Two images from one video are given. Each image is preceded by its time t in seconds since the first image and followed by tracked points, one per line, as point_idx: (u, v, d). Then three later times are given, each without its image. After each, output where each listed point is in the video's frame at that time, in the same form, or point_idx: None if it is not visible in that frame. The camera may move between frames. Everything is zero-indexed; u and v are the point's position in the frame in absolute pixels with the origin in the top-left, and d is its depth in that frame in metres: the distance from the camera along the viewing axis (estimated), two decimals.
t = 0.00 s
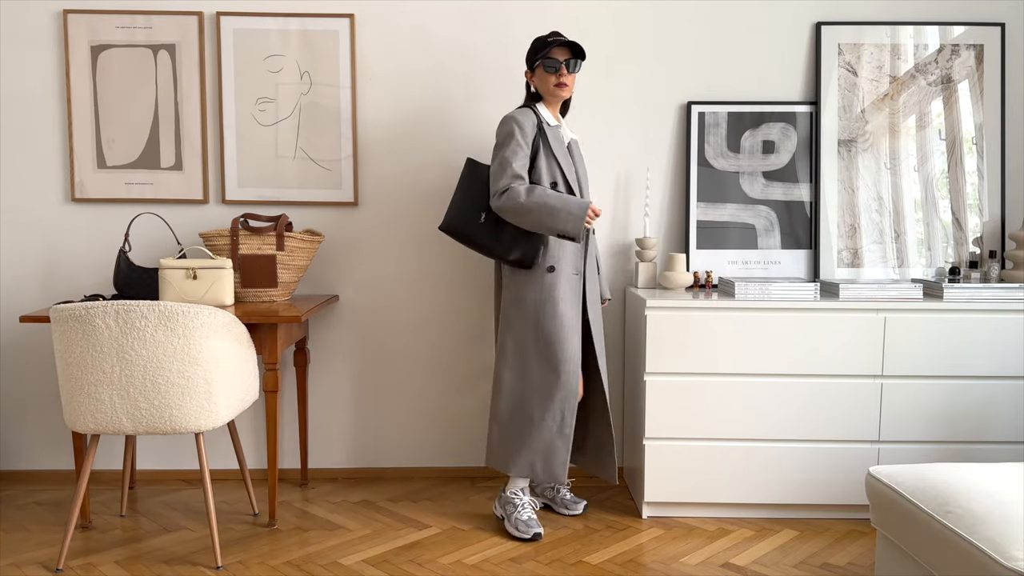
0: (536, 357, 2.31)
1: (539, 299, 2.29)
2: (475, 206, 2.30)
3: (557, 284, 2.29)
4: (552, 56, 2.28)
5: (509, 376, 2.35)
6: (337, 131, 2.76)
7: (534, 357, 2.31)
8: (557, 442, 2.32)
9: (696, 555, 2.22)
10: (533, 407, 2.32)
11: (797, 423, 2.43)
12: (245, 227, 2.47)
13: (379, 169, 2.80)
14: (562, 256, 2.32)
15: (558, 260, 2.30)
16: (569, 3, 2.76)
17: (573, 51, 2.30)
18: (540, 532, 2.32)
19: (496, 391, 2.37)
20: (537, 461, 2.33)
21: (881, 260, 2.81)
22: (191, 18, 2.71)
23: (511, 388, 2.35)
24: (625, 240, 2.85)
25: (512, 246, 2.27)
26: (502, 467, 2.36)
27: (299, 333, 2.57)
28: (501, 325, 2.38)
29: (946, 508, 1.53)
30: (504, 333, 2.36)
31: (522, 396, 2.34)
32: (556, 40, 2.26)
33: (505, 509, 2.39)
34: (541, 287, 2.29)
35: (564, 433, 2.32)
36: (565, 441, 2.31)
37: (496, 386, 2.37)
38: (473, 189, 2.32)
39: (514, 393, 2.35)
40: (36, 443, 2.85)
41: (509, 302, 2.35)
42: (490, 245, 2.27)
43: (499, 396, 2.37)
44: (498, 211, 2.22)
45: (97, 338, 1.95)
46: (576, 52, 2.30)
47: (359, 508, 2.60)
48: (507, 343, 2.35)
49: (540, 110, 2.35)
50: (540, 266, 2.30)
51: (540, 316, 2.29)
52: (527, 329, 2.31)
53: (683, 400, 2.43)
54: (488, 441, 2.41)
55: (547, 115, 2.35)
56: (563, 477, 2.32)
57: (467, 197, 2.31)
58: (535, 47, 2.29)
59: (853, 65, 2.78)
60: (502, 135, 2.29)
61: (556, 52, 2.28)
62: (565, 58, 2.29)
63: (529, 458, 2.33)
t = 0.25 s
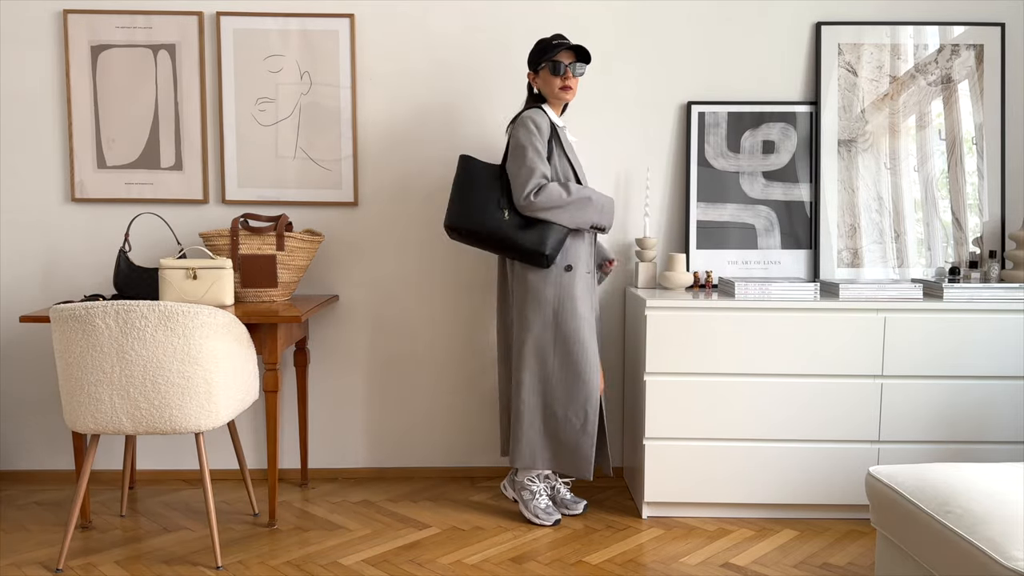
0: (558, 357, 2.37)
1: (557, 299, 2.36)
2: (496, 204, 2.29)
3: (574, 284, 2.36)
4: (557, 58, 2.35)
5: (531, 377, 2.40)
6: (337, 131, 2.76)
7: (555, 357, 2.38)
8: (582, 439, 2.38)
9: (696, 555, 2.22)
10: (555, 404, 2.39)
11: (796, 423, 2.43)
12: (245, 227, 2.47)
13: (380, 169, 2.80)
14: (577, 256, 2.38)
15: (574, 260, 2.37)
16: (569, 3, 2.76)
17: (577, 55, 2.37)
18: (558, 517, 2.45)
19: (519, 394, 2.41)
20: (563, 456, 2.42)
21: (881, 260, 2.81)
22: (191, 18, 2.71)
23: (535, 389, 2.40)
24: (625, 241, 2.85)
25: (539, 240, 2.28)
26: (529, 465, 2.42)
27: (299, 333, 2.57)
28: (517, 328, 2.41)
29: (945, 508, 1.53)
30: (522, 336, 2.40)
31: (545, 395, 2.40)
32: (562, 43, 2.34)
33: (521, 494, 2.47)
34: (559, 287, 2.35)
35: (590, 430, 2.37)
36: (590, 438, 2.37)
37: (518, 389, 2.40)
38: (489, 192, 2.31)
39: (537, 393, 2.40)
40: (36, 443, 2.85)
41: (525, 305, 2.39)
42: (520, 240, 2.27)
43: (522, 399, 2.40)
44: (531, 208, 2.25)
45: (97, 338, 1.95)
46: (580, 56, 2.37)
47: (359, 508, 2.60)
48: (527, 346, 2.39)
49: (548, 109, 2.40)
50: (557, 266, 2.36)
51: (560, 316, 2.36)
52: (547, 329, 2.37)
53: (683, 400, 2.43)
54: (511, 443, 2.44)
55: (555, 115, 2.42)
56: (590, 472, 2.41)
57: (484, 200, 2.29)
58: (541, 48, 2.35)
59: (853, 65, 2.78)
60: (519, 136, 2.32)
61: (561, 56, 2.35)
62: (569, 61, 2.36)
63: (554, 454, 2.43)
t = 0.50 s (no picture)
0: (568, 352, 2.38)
1: (568, 296, 2.37)
2: (515, 203, 2.29)
3: (584, 282, 2.38)
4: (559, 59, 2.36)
5: (542, 373, 2.39)
6: (338, 131, 2.76)
7: (566, 353, 2.38)
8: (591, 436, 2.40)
9: (696, 555, 2.22)
10: (566, 401, 2.40)
11: (796, 423, 2.43)
12: (245, 227, 2.47)
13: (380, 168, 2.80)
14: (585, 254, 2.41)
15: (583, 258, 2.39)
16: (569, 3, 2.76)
17: (579, 56, 2.39)
18: (558, 517, 2.45)
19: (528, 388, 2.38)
20: (572, 453, 2.43)
21: (880, 260, 2.81)
22: (191, 18, 2.71)
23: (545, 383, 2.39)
24: (625, 241, 2.85)
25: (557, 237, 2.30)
26: (539, 466, 2.39)
27: (298, 333, 2.57)
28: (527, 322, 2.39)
29: (945, 508, 1.53)
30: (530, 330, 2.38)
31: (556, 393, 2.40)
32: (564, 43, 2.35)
33: (522, 493, 2.47)
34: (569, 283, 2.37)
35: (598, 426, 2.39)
36: (601, 434, 2.39)
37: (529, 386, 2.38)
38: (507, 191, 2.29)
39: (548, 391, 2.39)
40: (36, 443, 2.85)
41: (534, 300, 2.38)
42: (542, 238, 2.27)
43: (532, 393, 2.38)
44: (552, 206, 2.28)
45: (97, 338, 1.95)
46: (581, 57, 2.39)
47: (359, 508, 2.60)
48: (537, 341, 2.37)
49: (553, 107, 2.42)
50: (568, 265, 2.37)
51: (571, 313, 2.37)
52: (558, 326, 2.37)
53: (683, 400, 2.43)
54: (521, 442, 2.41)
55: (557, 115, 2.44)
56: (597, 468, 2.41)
57: (504, 199, 2.28)
58: (543, 49, 2.36)
59: (853, 65, 2.78)
60: (533, 136, 2.32)
61: (563, 56, 2.36)
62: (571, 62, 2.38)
63: (564, 451, 2.43)
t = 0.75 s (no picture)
0: (567, 354, 2.38)
1: (569, 297, 2.37)
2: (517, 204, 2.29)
3: (584, 283, 2.38)
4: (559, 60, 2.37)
5: (542, 374, 2.38)
6: (338, 131, 2.76)
7: (565, 354, 2.38)
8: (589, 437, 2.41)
9: (696, 555, 2.22)
10: (565, 402, 2.40)
11: (796, 423, 2.44)
12: (245, 227, 2.47)
13: (380, 168, 2.80)
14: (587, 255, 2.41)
15: (583, 259, 2.39)
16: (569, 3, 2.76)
17: (578, 57, 2.41)
18: (559, 517, 2.45)
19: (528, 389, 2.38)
20: (570, 454, 2.43)
21: (880, 260, 2.81)
22: (191, 18, 2.71)
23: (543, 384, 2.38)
24: (625, 241, 2.85)
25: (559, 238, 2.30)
26: (538, 469, 2.39)
27: (298, 333, 2.57)
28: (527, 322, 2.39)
29: (945, 508, 1.53)
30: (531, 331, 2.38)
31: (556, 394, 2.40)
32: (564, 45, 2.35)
33: (523, 492, 2.46)
34: (569, 284, 2.37)
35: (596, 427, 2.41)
36: (598, 433, 2.41)
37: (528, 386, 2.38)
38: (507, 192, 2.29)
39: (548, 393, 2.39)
40: (36, 443, 2.85)
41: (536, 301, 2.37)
42: (542, 239, 2.27)
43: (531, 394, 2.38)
44: (553, 207, 2.27)
45: (97, 338, 1.95)
46: (580, 58, 2.41)
47: (359, 508, 2.60)
48: (536, 342, 2.37)
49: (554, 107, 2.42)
50: (568, 266, 2.37)
51: (571, 314, 2.37)
52: (558, 327, 2.37)
53: (683, 400, 2.43)
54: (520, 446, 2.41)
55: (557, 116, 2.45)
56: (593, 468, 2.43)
57: (504, 200, 2.27)
58: (543, 51, 2.35)
59: (853, 65, 2.78)
60: (535, 137, 2.31)
61: (563, 57, 2.37)
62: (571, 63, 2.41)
63: (561, 452, 2.43)
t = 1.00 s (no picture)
0: (561, 355, 2.37)
1: (563, 298, 2.36)
2: (509, 205, 2.29)
3: (580, 284, 2.38)
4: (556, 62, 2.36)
5: (535, 376, 2.37)
6: (338, 131, 2.76)
7: (560, 356, 2.37)
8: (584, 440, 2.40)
9: (696, 555, 2.22)
10: (558, 405, 2.38)
11: (796, 423, 2.43)
12: (245, 227, 2.48)
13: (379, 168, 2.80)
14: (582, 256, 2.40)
15: (578, 260, 2.38)
16: (569, 3, 2.76)
17: (575, 58, 2.39)
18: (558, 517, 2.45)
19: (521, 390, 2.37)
20: (563, 458, 2.40)
21: (880, 260, 2.81)
22: (192, 18, 2.71)
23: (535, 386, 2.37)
24: (625, 241, 2.85)
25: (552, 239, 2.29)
26: (530, 471, 2.38)
27: (298, 333, 2.57)
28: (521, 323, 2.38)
29: (945, 508, 1.53)
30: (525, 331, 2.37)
31: (550, 396, 2.38)
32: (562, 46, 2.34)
33: (517, 493, 2.45)
34: (563, 284, 2.36)
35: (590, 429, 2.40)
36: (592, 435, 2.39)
37: (521, 388, 2.37)
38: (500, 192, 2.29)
39: (542, 395, 2.37)
40: (36, 443, 2.85)
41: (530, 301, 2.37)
42: (533, 240, 2.27)
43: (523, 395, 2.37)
44: (546, 208, 2.27)
45: (97, 338, 1.95)
46: (578, 60, 2.41)
47: (359, 508, 2.60)
48: (529, 343, 2.36)
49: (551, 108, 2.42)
50: (562, 267, 2.36)
51: (566, 315, 2.36)
52: (552, 328, 2.36)
53: (683, 400, 2.43)
54: (513, 448, 2.39)
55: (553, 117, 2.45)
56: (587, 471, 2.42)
57: (495, 201, 2.27)
58: (540, 51, 2.34)
59: (853, 65, 2.78)
60: (529, 138, 2.32)
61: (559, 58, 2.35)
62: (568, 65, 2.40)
63: (556, 456, 2.40)
